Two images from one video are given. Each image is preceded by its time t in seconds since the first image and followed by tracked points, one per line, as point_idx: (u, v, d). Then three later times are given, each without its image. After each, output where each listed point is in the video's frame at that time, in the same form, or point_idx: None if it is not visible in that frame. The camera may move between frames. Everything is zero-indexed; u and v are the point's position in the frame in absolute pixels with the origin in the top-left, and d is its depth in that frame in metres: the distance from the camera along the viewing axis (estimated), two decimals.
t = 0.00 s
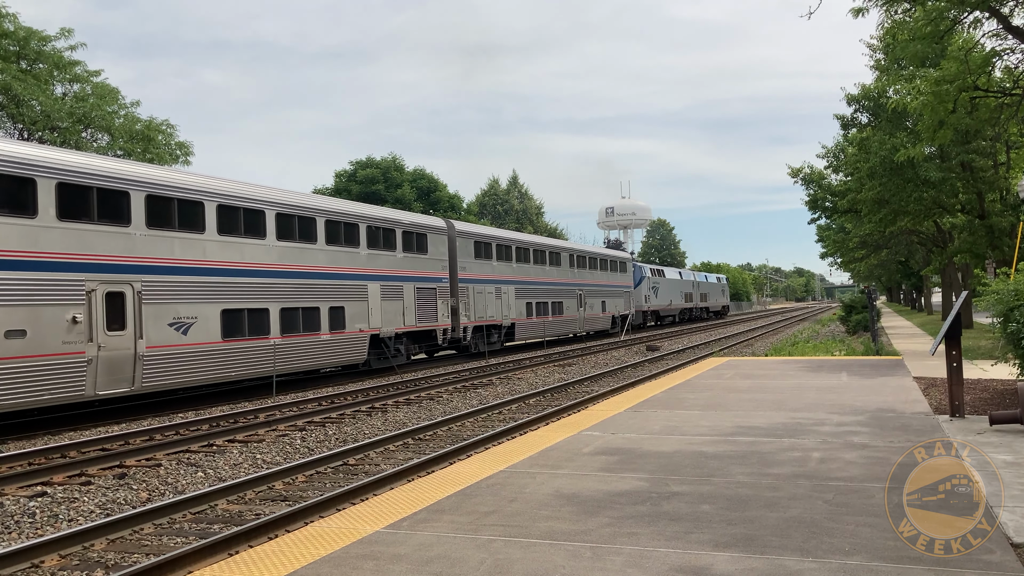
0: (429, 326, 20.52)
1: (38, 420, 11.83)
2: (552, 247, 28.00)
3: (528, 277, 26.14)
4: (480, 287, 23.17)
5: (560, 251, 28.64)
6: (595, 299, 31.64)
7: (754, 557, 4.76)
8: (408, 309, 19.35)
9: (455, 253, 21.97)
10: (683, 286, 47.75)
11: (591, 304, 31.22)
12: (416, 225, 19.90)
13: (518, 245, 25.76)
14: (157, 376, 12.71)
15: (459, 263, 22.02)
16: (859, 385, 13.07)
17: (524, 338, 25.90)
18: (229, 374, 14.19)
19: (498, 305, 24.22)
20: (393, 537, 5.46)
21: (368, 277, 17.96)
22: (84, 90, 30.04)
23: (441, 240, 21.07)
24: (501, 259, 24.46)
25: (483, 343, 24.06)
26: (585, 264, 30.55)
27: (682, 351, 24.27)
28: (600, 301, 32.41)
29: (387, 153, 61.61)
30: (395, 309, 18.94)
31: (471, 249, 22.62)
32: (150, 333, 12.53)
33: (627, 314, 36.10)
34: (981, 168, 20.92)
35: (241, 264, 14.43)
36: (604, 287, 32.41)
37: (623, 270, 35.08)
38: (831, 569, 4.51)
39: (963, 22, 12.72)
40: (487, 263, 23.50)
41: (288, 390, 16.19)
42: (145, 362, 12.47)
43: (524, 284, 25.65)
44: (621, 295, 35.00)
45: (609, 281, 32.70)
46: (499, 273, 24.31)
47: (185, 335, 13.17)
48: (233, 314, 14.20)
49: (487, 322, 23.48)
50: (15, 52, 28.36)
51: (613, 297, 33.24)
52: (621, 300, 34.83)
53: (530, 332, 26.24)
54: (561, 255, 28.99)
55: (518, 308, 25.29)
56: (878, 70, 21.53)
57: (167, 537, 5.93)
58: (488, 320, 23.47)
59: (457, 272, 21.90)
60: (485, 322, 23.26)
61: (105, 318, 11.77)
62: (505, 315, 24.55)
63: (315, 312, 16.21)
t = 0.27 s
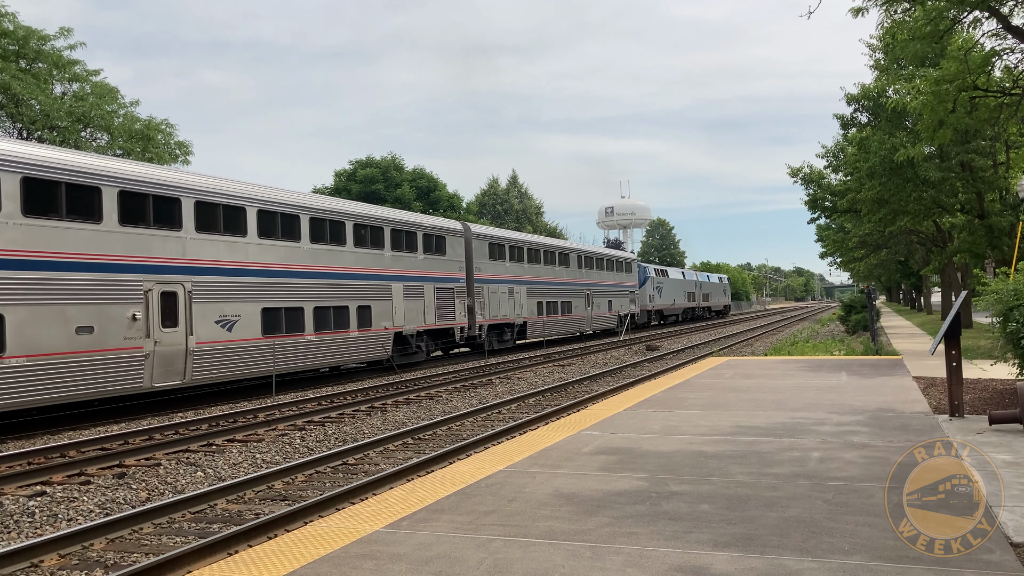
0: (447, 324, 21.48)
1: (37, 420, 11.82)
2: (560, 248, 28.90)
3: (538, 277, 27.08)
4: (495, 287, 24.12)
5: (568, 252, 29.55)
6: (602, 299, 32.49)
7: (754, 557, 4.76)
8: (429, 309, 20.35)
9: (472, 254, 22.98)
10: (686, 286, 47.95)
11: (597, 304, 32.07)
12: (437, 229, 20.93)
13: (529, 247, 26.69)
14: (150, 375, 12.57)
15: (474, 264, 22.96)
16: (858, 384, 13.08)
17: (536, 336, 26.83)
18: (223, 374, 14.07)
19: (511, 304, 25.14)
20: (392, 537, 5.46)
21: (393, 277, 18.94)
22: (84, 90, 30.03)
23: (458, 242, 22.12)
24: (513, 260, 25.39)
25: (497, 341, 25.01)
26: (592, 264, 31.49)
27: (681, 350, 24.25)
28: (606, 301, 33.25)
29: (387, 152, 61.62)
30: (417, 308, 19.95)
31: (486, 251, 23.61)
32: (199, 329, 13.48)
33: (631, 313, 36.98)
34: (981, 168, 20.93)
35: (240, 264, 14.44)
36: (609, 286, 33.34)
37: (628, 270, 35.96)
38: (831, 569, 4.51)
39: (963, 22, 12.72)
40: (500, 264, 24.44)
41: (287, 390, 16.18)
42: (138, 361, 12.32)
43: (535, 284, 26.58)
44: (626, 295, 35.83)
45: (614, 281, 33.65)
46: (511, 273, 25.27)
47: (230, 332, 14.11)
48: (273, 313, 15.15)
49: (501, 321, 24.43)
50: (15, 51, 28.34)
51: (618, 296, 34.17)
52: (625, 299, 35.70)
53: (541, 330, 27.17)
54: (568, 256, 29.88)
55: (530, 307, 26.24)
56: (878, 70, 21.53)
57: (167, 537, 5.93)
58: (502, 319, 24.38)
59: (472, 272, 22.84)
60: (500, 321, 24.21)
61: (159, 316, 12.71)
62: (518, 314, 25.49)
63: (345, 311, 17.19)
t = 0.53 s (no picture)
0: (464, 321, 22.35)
1: (36, 419, 11.82)
2: (569, 248, 29.71)
3: (549, 276, 27.92)
4: (509, 286, 24.98)
5: (577, 252, 30.35)
6: (608, 298, 33.27)
7: (753, 555, 4.77)
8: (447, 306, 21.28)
9: (487, 255, 23.85)
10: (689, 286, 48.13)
11: (604, 301, 32.84)
12: (453, 230, 21.79)
13: (540, 247, 27.54)
14: (141, 375, 12.42)
15: (490, 263, 23.87)
16: (858, 383, 13.08)
17: (548, 333, 27.68)
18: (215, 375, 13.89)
19: (524, 302, 25.97)
20: (392, 536, 5.46)
21: (414, 276, 19.80)
22: (83, 89, 30.01)
23: (474, 242, 23.01)
24: (525, 259, 26.24)
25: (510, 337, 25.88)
26: (599, 263, 32.25)
27: (681, 350, 24.23)
28: (612, 299, 33.98)
29: (386, 152, 61.61)
30: (437, 306, 20.87)
31: (500, 251, 24.44)
32: (242, 326, 14.35)
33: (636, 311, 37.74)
34: (980, 167, 20.94)
35: (241, 263, 14.45)
36: (616, 285, 34.12)
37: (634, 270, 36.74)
38: (831, 568, 4.51)
39: (962, 20, 12.72)
40: (514, 263, 25.30)
41: (286, 389, 16.15)
42: (127, 361, 12.16)
43: (546, 283, 27.43)
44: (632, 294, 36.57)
45: (620, 280, 34.43)
46: (524, 272, 26.11)
47: (251, 331, 14.55)
48: (307, 311, 16.02)
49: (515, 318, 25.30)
50: (14, 50, 28.31)
51: (624, 295, 34.97)
52: (631, 298, 36.49)
53: (552, 328, 28.05)
54: (577, 256, 30.67)
55: (542, 305, 27.09)
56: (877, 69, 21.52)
57: (167, 535, 5.94)
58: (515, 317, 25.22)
59: (487, 271, 23.73)
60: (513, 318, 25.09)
61: (207, 314, 13.58)
62: (530, 311, 26.31)
63: (371, 309, 18.07)
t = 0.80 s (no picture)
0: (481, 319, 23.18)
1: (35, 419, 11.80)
2: (578, 249, 30.48)
3: (559, 276, 28.65)
4: (522, 286, 25.80)
5: (585, 253, 31.10)
6: (614, 297, 33.93)
7: (753, 555, 4.77)
8: (465, 305, 22.09)
9: (501, 256, 24.67)
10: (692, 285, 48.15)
11: (611, 301, 33.63)
12: (470, 232, 22.66)
13: (551, 247, 28.33)
14: (134, 376, 12.32)
15: (504, 264, 24.71)
16: (858, 382, 13.08)
17: (558, 331, 28.46)
18: (211, 374, 13.80)
19: (535, 300, 26.75)
20: (392, 535, 5.46)
21: (434, 276, 20.65)
22: (83, 88, 30.01)
23: (489, 243, 23.83)
24: (536, 260, 27.04)
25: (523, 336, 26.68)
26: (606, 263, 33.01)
27: (681, 349, 24.22)
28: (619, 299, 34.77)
29: (386, 151, 61.59)
30: (455, 305, 21.68)
31: (513, 252, 25.28)
32: (263, 324, 14.80)
33: (642, 310, 38.55)
34: (980, 166, 20.96)
35: (242, 262, 14.45)
36: (623, 285, 34.89)
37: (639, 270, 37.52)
38: (830, 567, 4.51)
39: (962, 19, 12.71)
40: (525, 264, 26.10)
41: (286, 388, 16.13)
42: (119, 361, 12.03)
43: (556, 283, 28.20)
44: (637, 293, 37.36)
45: (627, 280, 35.21)
46: (535, 272, 26.91)
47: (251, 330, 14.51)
48: (338, 308, 16.93)
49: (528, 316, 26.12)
50: (14, 50, 28.29)
51: (630, 294, 35.73)
52: (637, 298, 37.27)
53: (562, 326, 28.84)
54: (585, 256, 31.43)
55: (552, 304, 27.87)
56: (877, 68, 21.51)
57: (167, 535, 5.94)
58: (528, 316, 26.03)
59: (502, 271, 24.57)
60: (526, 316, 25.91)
61: (250, 312, 14.49)
62: (541, 310, 27.12)
63: (396, 307, 18.99)
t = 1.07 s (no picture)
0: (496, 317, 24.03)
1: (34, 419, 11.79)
2: (586, 249, 31.25)
3: (568, 276, 29.40)
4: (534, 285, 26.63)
5: (593, 253, 31.82)
6: (621, 296, 34.61)
7: (754, 554, 4.77)
8: (482, 303, 22.98)
9: (515, 257, 25.52)
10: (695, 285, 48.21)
11: (618, 300, 34.39)
12: (486, 234, 23.49)
13: (561, 248, 29.12)
14: (134, 375, 12.32)
15: (517, 264, 25.59)
16: (857, 382, 13.08)
17: (568, 330, 29.24)
18: (209, 374, 13.77)
19: (546, 300, 27.55)
20: (392, 535, 5.46)
21: (436, 276, 20.69)
22: (83, 88, 30.01)
23: (503, 244, 24.70)
24: (548, 260, 27.86)
25: (535, 334, 27.49)
26: (613, 264, 33.80)
27: (681, 348, 24.23)
28: (625, 298, 35.53)
29: (386, 150, 61.59)
30: (473, 304, 22.55)
31: (526, 253, 26.15)
32: (263, 324, 14.79)
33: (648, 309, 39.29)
34: (980, 165, 20.98)
35: (243, 262, 14.45)
36: (629, 285, 35.59)
37: (645, 270, 38.27)
38: (830, 566, 4.51)
39: (962, 19, 12.72)
40: (537, 264, 26.92)
41: (286, 388, 16.13)
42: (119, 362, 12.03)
43: (566, 282, 28.95)
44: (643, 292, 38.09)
45: (633, 280, 35.95)
46: (546, 273, 27.70)
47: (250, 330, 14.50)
48: (366, 308, 17.79)
49: (540, 315, 26.94)
50: (13, 50, 28.28)
51: (636, 293, 36.47)
52: (642, 297, 38.04)
53: (571, 325, 29.60)
54: (593, 257, 32.16)
55: (563, 303, 28.66)
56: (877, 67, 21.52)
57: (167, 535, 5.94)
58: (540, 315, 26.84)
59: (516, 272, 25.43)
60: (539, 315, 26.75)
61: (250, 312, 14.48)
62: (553, 309, 27.93)
63: (418, 306, 19.83)
